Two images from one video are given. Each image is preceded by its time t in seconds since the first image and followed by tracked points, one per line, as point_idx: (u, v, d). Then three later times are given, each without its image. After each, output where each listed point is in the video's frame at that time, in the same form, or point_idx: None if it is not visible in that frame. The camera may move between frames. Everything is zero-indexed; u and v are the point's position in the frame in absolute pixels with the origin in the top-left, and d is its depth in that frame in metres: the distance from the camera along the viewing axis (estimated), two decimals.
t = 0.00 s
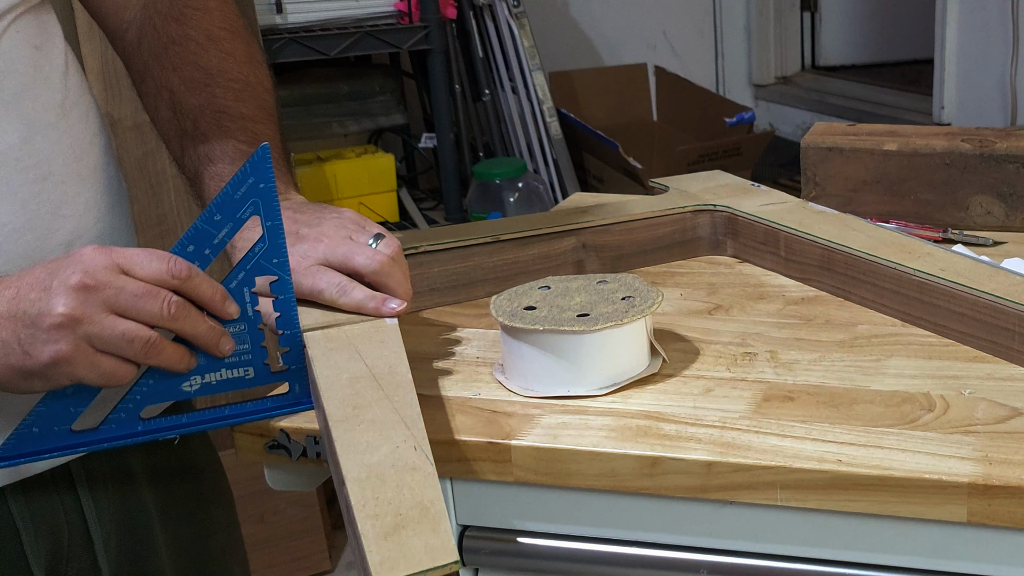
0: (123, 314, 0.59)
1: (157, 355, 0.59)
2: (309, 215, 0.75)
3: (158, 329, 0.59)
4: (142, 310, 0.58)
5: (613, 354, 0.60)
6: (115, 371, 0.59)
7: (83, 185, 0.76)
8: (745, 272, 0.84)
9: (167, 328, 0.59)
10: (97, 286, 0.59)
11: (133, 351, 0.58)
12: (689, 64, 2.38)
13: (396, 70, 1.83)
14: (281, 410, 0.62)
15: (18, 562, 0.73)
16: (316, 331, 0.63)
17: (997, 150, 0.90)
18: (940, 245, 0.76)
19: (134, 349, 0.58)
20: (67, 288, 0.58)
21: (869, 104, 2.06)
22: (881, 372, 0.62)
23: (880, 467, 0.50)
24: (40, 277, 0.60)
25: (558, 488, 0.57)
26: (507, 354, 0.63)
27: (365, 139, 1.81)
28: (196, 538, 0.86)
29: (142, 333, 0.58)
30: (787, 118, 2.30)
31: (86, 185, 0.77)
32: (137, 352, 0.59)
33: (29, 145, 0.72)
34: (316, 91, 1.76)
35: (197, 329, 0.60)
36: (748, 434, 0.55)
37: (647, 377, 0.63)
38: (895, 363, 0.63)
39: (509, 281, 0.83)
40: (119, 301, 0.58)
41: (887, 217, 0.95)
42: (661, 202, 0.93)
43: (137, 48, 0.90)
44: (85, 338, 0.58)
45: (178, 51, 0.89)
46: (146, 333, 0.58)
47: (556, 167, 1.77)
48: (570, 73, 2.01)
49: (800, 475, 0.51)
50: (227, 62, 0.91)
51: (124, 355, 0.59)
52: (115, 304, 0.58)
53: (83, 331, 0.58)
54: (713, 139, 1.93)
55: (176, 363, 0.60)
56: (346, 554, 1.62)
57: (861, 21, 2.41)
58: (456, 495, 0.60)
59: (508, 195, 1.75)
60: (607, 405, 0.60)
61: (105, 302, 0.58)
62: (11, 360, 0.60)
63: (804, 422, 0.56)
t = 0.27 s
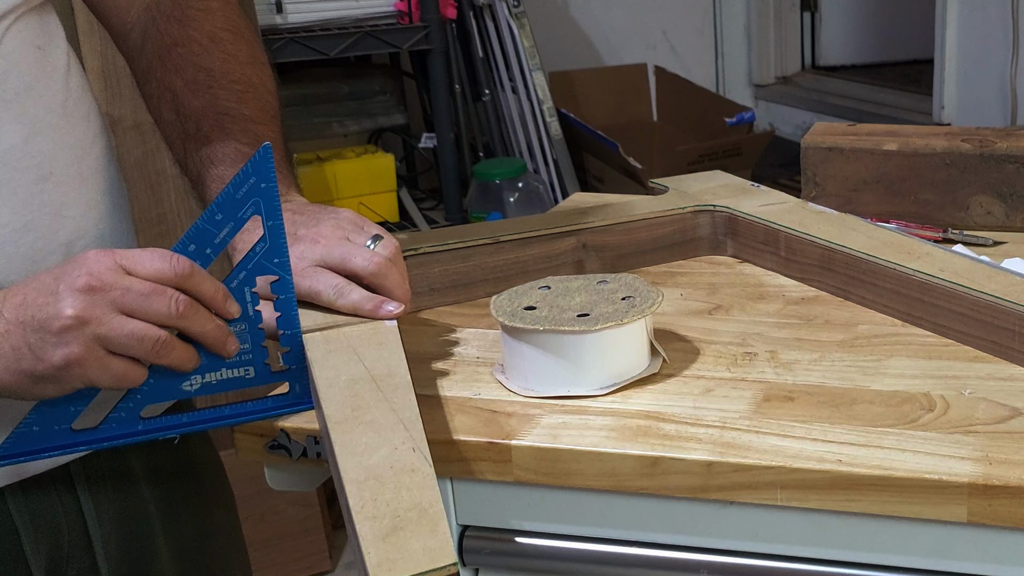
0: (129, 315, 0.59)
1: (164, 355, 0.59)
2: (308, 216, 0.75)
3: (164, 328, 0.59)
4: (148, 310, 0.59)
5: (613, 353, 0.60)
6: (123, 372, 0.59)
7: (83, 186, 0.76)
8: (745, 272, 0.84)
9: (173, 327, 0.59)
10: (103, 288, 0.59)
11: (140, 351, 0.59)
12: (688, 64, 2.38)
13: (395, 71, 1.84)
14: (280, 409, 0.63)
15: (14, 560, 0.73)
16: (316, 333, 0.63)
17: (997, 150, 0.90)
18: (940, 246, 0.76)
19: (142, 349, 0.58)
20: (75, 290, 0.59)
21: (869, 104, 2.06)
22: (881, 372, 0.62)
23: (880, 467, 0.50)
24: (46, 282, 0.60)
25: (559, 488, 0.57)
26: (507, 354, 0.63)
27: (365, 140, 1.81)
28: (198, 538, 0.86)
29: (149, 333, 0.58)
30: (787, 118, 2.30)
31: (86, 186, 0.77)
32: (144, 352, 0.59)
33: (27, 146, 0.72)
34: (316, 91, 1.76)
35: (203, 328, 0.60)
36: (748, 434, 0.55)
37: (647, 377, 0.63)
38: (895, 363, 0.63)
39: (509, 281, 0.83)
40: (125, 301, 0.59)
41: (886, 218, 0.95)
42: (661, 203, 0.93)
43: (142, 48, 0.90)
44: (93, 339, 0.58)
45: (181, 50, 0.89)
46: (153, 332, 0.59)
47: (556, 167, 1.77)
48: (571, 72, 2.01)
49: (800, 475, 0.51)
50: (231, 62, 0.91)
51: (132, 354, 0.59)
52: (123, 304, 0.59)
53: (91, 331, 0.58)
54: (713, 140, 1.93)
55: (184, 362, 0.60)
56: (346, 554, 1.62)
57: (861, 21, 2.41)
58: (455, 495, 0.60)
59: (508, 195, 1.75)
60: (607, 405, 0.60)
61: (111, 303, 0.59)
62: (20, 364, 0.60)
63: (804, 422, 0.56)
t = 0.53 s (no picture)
0: (133, 315, 0.59)
1: (170, 354, 0.59)
2: (309, 216, 0.75)
3: (169, 327, 0.59)
4: (153, 309, 0.58)
5: (613, 353, 0.60)
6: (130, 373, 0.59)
7: (83, 185, 0.76)
8: (745, 272, 0.84)
9: (176, 326, 0.59)
10: (106, 290, 0.59)
11: (145, 351, 0.58)
12: (688, 63, 2.38)
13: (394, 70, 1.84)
14: (281, 410, 0.63)
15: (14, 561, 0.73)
16: (316, 333, 0.63)
17: (997, 150, 0.90)
18: (941, 246, 0.76)
19: (148, 349, 0.58)
20: (78, 293, 0.58)
21: (869, 104, 2.06)
22: (882, 372, 0.62)
23: (880, 467, 0.50)
24: (48, 287, 0.60)
25: (559, 488, 0.57)
26: (507, 354, 0.63)
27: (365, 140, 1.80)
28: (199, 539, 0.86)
29: (154, 332, 0.58)
30: (787, 118, 2.30)
31: (86, 184, 0.77)
32: (150, 351, 0.58)
33: (27, 147, 0.72)
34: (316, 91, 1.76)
35: (207, 326, 0.60)
36: (749, 433, 0.55)
37: (647, 377, 0.63)
38: (895, 363, 0.63)
39: (509, 281, 0.83)
40: (129, 302, 0.58)
41: (886, 217, 0.95)
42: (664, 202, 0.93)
43: (143, 49, 0.90)
44: (97, 341, 0.58)
45: (184, 50, 0.89)
46: (158, 331, 0.58)
47: (556, 167, 1.77)
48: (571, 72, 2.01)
49: (800, 475, 0.51)
50: (233, 61, 0.91)
51: (137, 354, 0.58)
52: (126, 305, 0.58)
53: (96, 333, 0.58)
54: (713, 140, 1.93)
55: (189, 361, 0.60)
56: (346, 554, 1.62)
57: (861, 22, 2.41)
58: (456, 494, 0.60)
59: (508, 195, 1.75)
60: (607, 405, 0.60)
61: (115, 305, 0.58)
62: (27, 369, 0.59)
63: (804, 422, 0.56)
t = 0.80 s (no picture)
0: (140, 316, 0.59)
1: (177, 355, 0.59)
2: (311, 216, 0.75)
3: (175, 326, 0.59)
4: (159, 309, 0.59)
5: (613, 354, 0.60)
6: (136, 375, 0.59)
7: (82, 187, 0.76)
8: (745, 272, 0.84)
9: (182, 325, 0.59)
10: (113, 292, 0.59)
11: (152, 351, 0.58)
12: (688, 62, 2.38)
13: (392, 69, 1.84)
14: (284, 410, 0.62)
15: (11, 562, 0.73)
16: (318, 334, 0.63)
17: (997, 150, 0.90)
18: (944, 246, 0.76)
19: (154, 349, 0.58)
20: (85, 295, 0.59)
21: (869, 104, 2.06)
22: (882, 372, 0.62)
23: (880, 467, 0.50)
24: (56, 290, 0.61)
25: (560, 488, 0.57)
26: (506, 354, 0.63)
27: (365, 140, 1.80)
28: (197, 538, 0.86)
29: (160, 332, 0.58)
30: (787, 118, 2.30)
31: (86, 185, 0.77)
32: (157, 352, 0.59)
33: (27, 148, 0.72)
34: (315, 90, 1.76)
35: (214, 325, 0.60)
36: (748, 434, 0.55)
37: (647, 377, 0.63)
38: (895, 363, 0.63)
39: (510, 281, 0.83)
40: (136, 302, 0.59)
41: (886, 217, 0.95)
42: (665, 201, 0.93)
43: (143, 48, 0.90)
44: (104, 342, 0.58)
45: (186, 50, 0.89)
46: (165, 331, 0.59)
47: (555, 167, 1.77)
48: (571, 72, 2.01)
49: (800, 475, 0.51)
50: (237, 61, 0.91)
51: (144, 354, 0.59)
52: (133, 307, 0.59)
53: (102, 334, 0.58)
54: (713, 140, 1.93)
55: (195, 362, 0.60)
56: (346, 554, 1.62)
57: (861, 21, 2.41)
58: (457, 495, 0.60)
59: (507, 195, 1.75)
60: (607, 405, 0.60)
61: (122, 306, 0.59)
62: (32, 370, 0.60)
63: (804, 422, 0.56)
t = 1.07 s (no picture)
0: (162, 313, 0.59)
1: (200, 351, 0.59)
2: (327, 212, 0.76)
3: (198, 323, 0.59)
4: (182, 306, 0.59)
5: (613, 353, 0.60)
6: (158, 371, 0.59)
7: (80, 187, 0.76)
8: (745, 272, 0.83)
9: (205, 322, 0.59)
10: (135, 288, 0.59)
11: (175, 347, 0.58)
12: (688, 63, 2.38)
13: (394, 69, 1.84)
14: (299, 407, 0.62)
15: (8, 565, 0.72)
16: (336, 329, 0.63)
17: (998, 150, 0.90)
18: (954, 244, 0.77)
19: (177, 346, 0.58)
20: (108, 292, 0.59)
21: (869, 104, 2.06)
22: (882, 372, 0.62)
23: (879, 467, 0.50)
24: (75, 287, 0.60)
25: (561, 488, 0.57)
26: (506, 354, 0.63)
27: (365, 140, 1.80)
28: (195, 537, 0.86)
29: (184, 329, 0.59)
30: (787, 118, 2.30)
31: (84, 186, 0.77)
32: (180, 348, 0.59)
33: (26, 148, 0.72)
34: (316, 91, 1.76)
35: (236, 322, 0.60)
36: (748, 434, 0.55)
37: (647, 377, 0.63)
38: (895, 363, 0.63)
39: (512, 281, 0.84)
40: (158, 299, 0.59)
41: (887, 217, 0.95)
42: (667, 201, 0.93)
43: (154, 46, 0.90)
44: (127, 339, 0.58)
45: (195, 49, 0.88)
46: (188, 328, 0.59)
47: (554, 167, 1.76)
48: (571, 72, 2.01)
49: (800, 475, 0.51)
50: (247, 60, 0.90)
51: (167, 351, 0.59)
52: (156, 304, 0.59)
53: (125, 331, 0.58)
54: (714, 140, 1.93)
55: (216, 358, 0.61)
56: (347, 553, 1.62)
57: (861, 21, 2.41)
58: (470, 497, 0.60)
59: (507, 194, 1.75)
60: (607, 405, 0.60)
61: (144, 303, 0.59)
62: (55, 365, 0.59)
63: (804, 422, 0.56)
